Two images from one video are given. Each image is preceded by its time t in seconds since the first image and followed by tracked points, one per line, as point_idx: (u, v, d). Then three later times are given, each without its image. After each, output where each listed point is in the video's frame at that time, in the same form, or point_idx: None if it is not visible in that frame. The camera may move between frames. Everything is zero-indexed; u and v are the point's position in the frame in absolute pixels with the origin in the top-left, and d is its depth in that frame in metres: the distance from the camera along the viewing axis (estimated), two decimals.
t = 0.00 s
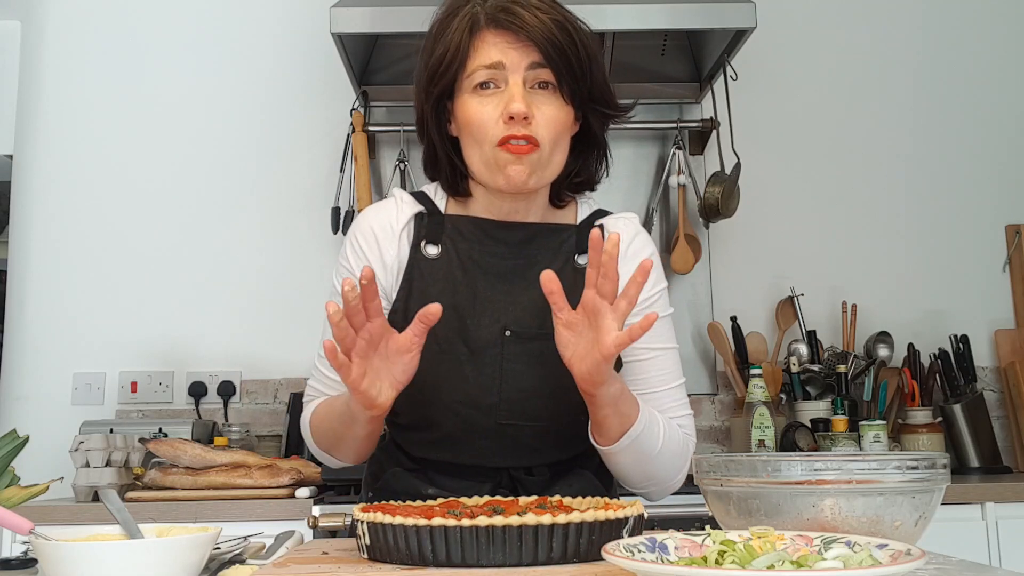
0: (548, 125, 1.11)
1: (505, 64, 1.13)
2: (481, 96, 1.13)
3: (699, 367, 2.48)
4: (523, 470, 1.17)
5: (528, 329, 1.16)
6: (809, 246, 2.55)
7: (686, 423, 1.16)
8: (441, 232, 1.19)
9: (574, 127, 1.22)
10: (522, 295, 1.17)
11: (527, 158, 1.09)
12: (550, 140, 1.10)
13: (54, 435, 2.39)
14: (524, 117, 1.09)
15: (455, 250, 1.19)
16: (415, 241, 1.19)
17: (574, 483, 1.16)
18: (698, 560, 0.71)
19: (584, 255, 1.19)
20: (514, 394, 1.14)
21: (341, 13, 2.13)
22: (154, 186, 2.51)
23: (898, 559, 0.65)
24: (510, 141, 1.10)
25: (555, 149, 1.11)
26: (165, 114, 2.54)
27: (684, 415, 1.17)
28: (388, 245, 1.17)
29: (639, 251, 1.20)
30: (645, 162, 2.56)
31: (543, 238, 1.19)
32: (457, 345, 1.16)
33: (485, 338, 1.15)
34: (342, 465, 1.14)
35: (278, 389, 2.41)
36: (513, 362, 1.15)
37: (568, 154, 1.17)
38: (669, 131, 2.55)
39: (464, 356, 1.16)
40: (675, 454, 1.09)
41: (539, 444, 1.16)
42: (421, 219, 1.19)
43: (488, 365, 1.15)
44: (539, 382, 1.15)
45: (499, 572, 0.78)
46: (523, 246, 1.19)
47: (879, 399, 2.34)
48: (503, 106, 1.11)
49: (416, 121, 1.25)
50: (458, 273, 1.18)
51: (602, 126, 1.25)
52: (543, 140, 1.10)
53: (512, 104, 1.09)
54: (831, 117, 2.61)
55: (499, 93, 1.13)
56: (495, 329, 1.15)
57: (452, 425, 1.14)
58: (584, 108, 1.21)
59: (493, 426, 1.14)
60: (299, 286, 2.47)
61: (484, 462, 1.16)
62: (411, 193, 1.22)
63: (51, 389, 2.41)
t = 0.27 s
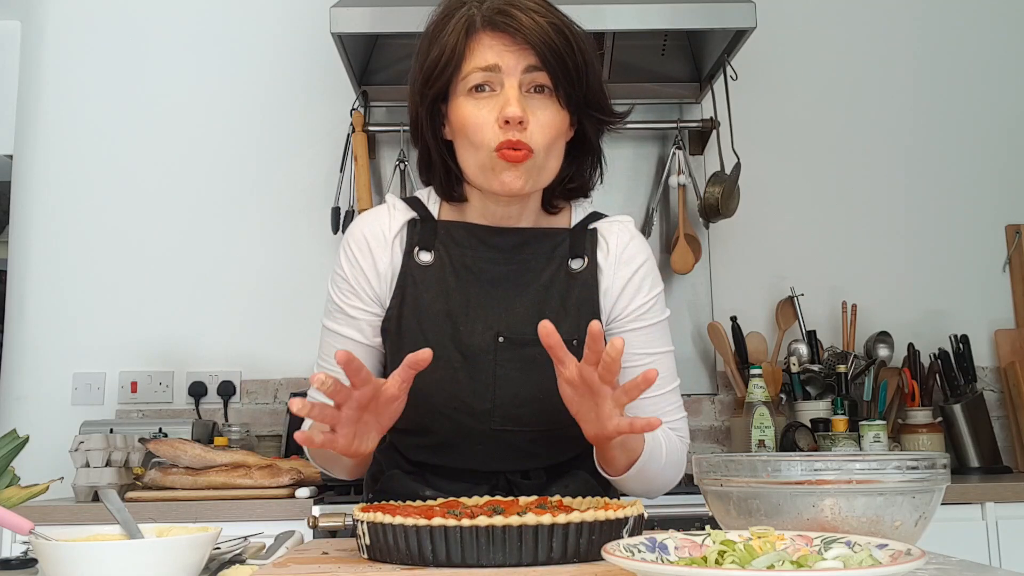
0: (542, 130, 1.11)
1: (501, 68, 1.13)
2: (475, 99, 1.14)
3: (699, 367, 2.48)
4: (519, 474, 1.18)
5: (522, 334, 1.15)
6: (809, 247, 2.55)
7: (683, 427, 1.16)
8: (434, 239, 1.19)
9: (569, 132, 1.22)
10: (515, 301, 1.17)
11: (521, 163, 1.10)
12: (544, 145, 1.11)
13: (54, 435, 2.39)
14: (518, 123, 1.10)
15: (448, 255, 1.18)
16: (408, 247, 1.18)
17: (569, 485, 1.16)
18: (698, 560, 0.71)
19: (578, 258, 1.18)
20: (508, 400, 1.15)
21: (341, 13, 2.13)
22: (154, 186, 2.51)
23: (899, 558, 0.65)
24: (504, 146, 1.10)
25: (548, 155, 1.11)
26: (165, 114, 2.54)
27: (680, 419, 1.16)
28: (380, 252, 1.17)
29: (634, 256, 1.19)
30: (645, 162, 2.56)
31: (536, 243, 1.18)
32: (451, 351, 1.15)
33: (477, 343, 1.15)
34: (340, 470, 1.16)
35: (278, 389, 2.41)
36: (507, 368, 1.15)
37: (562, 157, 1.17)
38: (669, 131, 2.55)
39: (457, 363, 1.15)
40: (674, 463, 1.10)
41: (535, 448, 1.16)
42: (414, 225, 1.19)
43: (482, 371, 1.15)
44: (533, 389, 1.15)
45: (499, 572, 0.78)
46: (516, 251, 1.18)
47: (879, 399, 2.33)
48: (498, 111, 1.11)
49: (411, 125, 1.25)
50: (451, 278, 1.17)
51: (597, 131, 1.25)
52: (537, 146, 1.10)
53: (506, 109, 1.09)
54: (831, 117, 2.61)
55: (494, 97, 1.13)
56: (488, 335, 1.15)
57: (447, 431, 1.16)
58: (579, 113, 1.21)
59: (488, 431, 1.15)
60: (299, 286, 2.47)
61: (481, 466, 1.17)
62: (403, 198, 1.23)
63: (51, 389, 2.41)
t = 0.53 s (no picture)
0: (541, 129, 1.11)
1: (499, 68, 1.13)
2: (474, 100, 1.14)
3: (699, 367, 2.48)
4: (519, 473, 1.18)
5: (522, 334, 1.16)
6: (809, 247, 2.55)
7: (684, 424, 1.17)
8: (434, 239, 1.19)
9: (568, 132, 1.22)
10: (515, 302, 1.17)
11: (520, 162, 1.10)
12: (542, 145, 1.11)
13: (54, 435, 2.39)
14: (517, 122, 1.10)
15: (448, 255, 1.18)
16: (408, 247, 1.19)
17: (569, 485, 1.16)
18: (698, 560, 0.71)
19: (577, 258, 1.18)
20: (508, 400, 1.15)
21: (341, 13, 2.13)
22: (154, 186, 2.51)
23: (898, 559, 0.65)
24: (502, 145, 1.10)
25: (547, 154, 1.11)
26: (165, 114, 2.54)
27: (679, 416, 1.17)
28: (380, 252, 1.18)
29: (633, 256, 1.20)
30: (645, 162, 2.56)
31: (536, 243, 1.18)
32: (451, 351, 1.16)
33: (477, 343, 1.15)
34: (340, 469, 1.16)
35: (278, 390, 2.41)
36: (507, 367, 1.15)
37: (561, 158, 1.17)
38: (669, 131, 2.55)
39: (457, 363, 1.15)
40: (676, 461, 1.11)
41: (535, 447, 1.16)
42: (414, 225, 1.20)
43: (481, 371, 1.15)
44: (533, 388, 1.15)
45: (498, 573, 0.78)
46: (515, 251, 1.18)
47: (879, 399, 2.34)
48: (496, 111, 1.11)
49: (410, 126, 1.25)
50: (451, 278, 1.17)
51: (596, 131, 1.25)
52: (536, 145, 1.10)
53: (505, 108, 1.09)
54: (831, 117, 2.61)
55: (492, 97, 1.13)
56: (488, 335, 1.15)
57: (448, 431, 1.15)
58: (578, 113, 1.20)
59: (487, 430, 1.14)
60: (299, 287, 2.47)
61: (481, 466, 1.17)
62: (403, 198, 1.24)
63: (51, 389, 2.41)
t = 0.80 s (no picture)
0: (541, 133, 1.12)
1: (499, 71, 1.13)
2: (474, 102, 1.14)
3: (699, 367, 2.48)
4: (518, 474, 1.19)
5: (522, 337, 1.15)
6: (809, 247, 2.55)
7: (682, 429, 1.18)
8: (434, 241, 1.18)
9: (568, 134, 1.23)
10: (515, 304, 1.16)
11: (520, 167, 1.11)
12: (542, 149, 1.12)
13: (54, 435, 2.39)
14: (517, 126, 1.10)
15: (448, 257, 1.18)
16: (408, 249, 1.18)
17: (569, 484, 1.16)
18: (698, 560, 0.71)
19: (577, 260, 1.18)
20: (508, 401, 1.15)
21: (341, 13, 2.13)
22: (153, 185, 2.51)
23: (898, 558, 0.65)
24: (502, 149, 1.11)
25: (547, 158, 1.12)
26: (164, 114, 2.54)
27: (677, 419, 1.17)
28: (380, 254, 1.17)
29: (634, 259, 1.19)
30: (645, 162, 2.56)
31: (535, 245, 1.18)
32: (451, 353, 1.15)
33: (477, 345, 1.15)
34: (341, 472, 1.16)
35: (278, 390, 2.41)
36: (507, 369, 1.15)
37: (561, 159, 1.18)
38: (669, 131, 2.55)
39: (457, 365, 1.15)
40: (675, 469, 1.12)
41: (535, 448, 1.17)
42: (414, 227, 1.19)
43: (481, 373, 1.15)
44: (533, 390, 1.15)
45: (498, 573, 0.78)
46: (515, 253, 1.17)
47: (879, 399, 2.34)
48: (496, 114, 1.12)
49: (409, 127, 1.25)
50: (451, 279, 1.17)
51: (596, 133, 1.26)
52: (536, 149, 1.11)
53: (505, 111, 1.10)
54: (831, 117, 2.61)
55: (493, 100, 1.14)
56: (488, 338, 1.15)
57: (448, 432, 1.16)
58: (578, 115, 1.21)
59: (488, 431, 1.15)
60: (299, 287, 2.47)
61: (481, 466, 1.18)
62: (402, 200, 1.23)
63: (51, 389, 2.41)
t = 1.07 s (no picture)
0: (541, 116, 1.11)
1: (499, 58, 1.14)
2: (474, 90, 1.14)
3: (699, 367, 2.48)
4: (519, 473, 1.18)
5: (522, 334, 1.15)
6: (809, 247, 2.55)
7: (683, 424, 1.18)
8: (434, 240, 1.19)
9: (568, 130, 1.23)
10: (515, 302, 1.17)
11: (519, 149, 1.09)
12: (541, 131, 1.10)
13: (54, 435, 2.39)
14: (517, 109, 1.09)
15: (448, 256, 1.18)
16: (408, 248, 1.19)
17: (570, 484, 1.17)
18: (698, 560, 0.71)
19: (576, 258, 1.19)
20: (508, 400, 1.14)
21: (342, 13, 2.13)
22: (153, 185, 2.51)
23: (898, 558, 0.65)
24: (502, 133, 1.10)
25: (547, 143, 1.11)
26: (164, 114, 2.54)
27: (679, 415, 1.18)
28: (379, 253, 1.19)
29: (633, 257, 1.21)
30: (645, 162, 2.56)
31: (535, 243, 1.18)
32: (451, 352, 1.15)
33: (476, 344, 1.15)
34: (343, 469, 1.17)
35: (278, 390, 2.41)
36: (507, 367, 1.15)
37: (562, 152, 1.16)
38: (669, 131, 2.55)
39: (457, 362, 1.15)
40: (676, 460, 1.11)
41: (535, 447, 1.16)
42: (414, 226, 1.20)
43: (481, 371, 1.15)
44: (533, 389, 1.15)
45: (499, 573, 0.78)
46: (515, 250, 1.18)
47: (879, 399, 2.34)
48: (496, 99, 1.11)
49: (410, 124, 1.26)
50: (451, 278, 1.17)
51: (595, 131, 1.26)
52: (536, 133, 1.10)
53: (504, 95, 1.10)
54: (831, 117, 2.61)
55: (492, 87, 1.14)
56: (488, 335, 1.15)
57: (447, 432, 1.15)
58: (577, 110, 1.22)
59: (487, 430, 1.14)
60: (299, 287, 2.48)
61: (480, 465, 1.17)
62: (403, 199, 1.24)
63: (51, 389, 2.41)
